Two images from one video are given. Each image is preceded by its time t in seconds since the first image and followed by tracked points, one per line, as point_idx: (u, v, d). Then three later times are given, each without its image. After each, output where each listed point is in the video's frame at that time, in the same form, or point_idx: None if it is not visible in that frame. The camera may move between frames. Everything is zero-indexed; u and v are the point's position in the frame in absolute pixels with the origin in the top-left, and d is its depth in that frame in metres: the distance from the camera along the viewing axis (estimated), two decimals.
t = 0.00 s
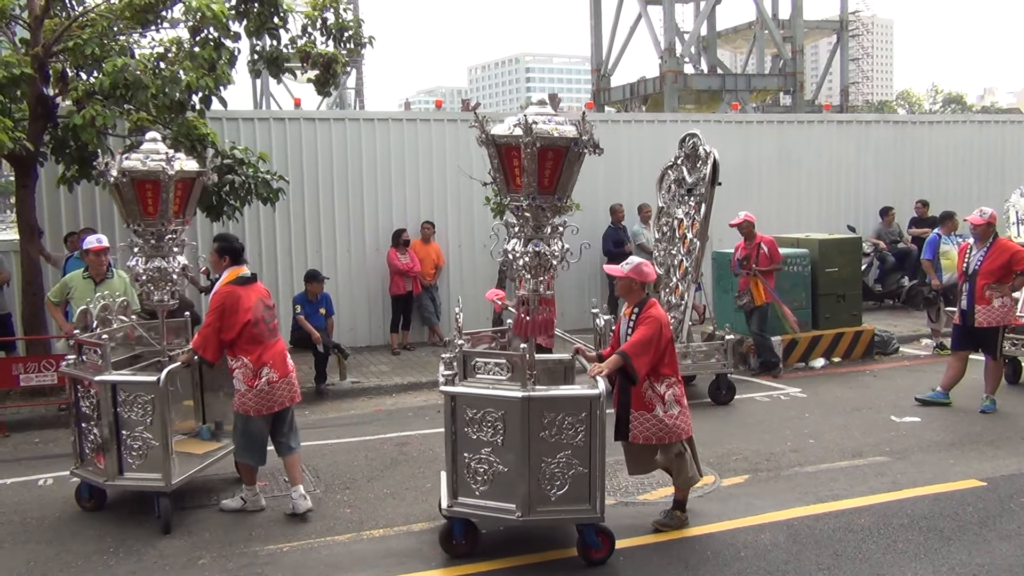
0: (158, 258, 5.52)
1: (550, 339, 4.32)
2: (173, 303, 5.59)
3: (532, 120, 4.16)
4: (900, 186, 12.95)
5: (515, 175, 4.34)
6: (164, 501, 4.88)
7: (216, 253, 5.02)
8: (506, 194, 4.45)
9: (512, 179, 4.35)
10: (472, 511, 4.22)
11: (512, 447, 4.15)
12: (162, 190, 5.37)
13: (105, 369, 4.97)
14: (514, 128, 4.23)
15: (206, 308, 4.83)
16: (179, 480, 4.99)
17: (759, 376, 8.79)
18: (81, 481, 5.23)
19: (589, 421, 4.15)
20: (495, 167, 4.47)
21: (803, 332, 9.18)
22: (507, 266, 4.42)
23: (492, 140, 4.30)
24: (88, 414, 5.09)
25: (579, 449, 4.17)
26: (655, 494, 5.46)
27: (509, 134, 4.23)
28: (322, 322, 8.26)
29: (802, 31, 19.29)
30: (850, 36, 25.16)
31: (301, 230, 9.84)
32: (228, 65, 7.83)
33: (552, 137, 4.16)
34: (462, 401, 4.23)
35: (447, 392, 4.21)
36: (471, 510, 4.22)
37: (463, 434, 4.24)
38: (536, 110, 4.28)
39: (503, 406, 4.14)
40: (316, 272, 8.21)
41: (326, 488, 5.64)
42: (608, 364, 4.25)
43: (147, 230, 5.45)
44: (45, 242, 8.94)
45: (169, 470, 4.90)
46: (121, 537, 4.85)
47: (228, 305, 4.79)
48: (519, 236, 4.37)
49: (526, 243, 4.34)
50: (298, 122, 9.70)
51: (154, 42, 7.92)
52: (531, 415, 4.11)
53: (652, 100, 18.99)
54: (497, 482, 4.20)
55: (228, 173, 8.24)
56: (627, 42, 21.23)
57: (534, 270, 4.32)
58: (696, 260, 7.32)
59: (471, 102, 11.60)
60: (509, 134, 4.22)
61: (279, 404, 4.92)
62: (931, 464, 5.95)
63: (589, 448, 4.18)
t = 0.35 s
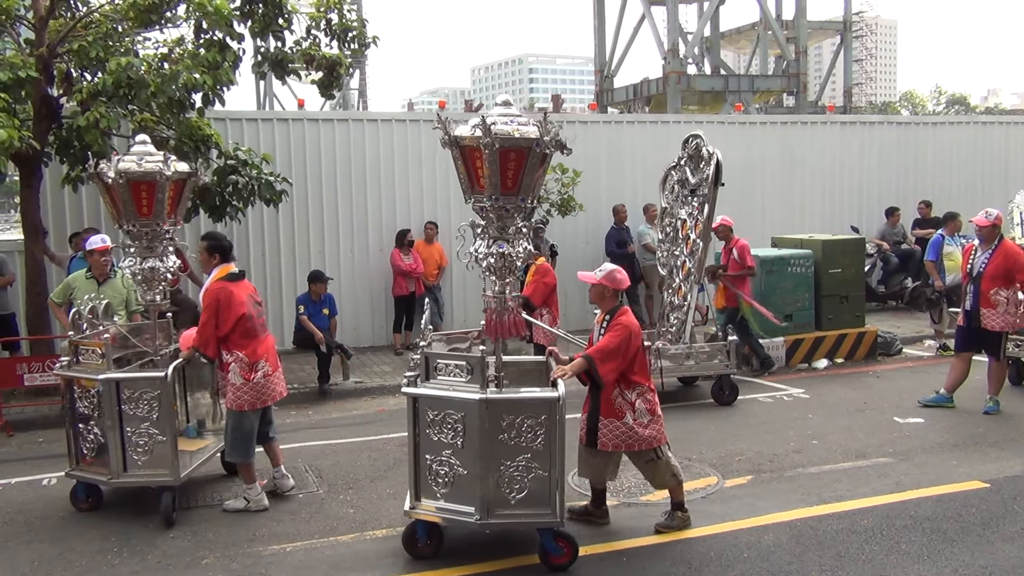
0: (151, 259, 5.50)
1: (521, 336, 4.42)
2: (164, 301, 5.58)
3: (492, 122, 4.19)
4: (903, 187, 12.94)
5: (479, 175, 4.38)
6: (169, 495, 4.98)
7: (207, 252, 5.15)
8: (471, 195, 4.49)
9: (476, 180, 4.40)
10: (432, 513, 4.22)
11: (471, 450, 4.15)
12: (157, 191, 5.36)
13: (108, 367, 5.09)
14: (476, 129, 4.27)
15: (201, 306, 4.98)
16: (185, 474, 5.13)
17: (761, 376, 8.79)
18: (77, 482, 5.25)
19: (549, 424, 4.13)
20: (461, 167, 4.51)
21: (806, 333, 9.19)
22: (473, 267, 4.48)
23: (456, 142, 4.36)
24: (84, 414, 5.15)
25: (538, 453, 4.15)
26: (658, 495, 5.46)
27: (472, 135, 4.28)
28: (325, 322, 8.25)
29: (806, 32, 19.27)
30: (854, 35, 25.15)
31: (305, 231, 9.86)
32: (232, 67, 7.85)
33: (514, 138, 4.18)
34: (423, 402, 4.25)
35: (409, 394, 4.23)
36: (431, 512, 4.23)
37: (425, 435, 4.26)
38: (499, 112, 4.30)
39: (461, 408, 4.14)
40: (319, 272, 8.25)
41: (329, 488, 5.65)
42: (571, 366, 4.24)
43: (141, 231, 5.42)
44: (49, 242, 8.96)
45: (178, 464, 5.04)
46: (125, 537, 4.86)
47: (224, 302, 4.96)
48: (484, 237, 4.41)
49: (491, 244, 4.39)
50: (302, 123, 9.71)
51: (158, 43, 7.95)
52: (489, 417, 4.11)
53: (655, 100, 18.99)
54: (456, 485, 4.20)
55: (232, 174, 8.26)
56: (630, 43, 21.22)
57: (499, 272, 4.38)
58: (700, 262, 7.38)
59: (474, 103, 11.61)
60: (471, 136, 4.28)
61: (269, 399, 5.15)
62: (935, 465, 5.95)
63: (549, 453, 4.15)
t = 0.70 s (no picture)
0: (148, 259, 5.48)
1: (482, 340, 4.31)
2: (158, 303, 5.53)
3: (447, 122, 4.17)
4: (903, 189, 12.94)
5: (435, 177, 4.33)
6: (173, 488, 5.12)
7: (206, 252, 5.16)
8: (428, 197, 4.44)
9: (432, 182, 4.35)
10: (389, 514, 4.23)
11: (428, 451, 4.17)
12: (156, 192, 5.38)
13: (109, 365, 5.14)
14: (430, 130, 4.22)
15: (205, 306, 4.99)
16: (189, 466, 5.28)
17: (760, 379, 8.79)
18: (72, 481, 5.24)
19: (505, 426, 4.15)
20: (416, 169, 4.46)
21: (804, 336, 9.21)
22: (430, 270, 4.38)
23: (411, 142, 4.32)
24: (83, 411, 5.18)
25: (494, 454, 4.17)
26: (656, 497, 5.47)
27: (427, 135, 4.23)
28: (324, 323, 8.26)
29: (805, 34, 19.27)
30: (855, 37, 25.19)
31: (304, 231, 9.87)
32: (232, 67, 7.82)
33: (469, 138, 4.17)
34: (379, 404, 4.25)
35: (365, 395, 4.23)
36: (388, 514, 4.24)
37: (382, 437, 4.27)
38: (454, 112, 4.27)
39: (417, 410, 4.15)
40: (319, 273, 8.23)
41: (328, 489, 5.66)
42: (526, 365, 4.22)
43: (138, 231, 5.42)
44: (50, 242, 8.98)
45: (184, 458, 5.19)
46: (124, 537, 4.86)
47: (229, 302, 5.02)
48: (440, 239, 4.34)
49: (448, 246, 4.31)
50: (302, 123, 9.72)
51: (158, 43, 7.96)
52: (446, 419, 4.12)
53: (655, 102, 19.01)
54: (414, 487, 4.22)
55: (232, 175, 8.27)
56: (630, 44, 21.26)
57: (457, 274, 4.28)
58: (699, 263, 7.42)
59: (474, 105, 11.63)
60: (427, 137, 4.22)
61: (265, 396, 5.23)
62: (933, 467, 5.95)
63: (506, 454, 4.18)
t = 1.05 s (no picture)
0: (136, 259, 5.46)
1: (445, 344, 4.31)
2: (144, 303, 5.51)
3: (400, 123, 4.19)
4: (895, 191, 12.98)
5: (389, 179, 4.31)
6: (169, 486, 5.15)
7: (202, 244, 5.21)
8: (383, 200, 4.40)
9: (386, 184, 4.33)
10: (342, 518, 4.22)
11: (381, 454, 4.18)
12: (146, 193, 5.37)
13: (104, 364, 5.14)
14: (385, 132, 4.25)
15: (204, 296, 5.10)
16: (185, 462, 5.31)
17: (754, 380, 8.81)
18: (62, 482, 5.21)
19: (458, 427, 4.18)
20: (371, 173, 4.44)
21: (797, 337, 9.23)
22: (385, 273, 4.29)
23: (364, 144, 4.31)
24: (75, 410, 5.17)
25: (447, 456, 4.20)
26: (650, 497, 5.48)
27: (380, 137, 4.25)
28: (317, 323, 8.24)
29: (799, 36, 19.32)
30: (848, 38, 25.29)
31: (298, 232, 9.86)
32: (226, 66, 7.85)
33: (423, 140, 4.18)
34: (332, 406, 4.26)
35: (318, 398, 4.22)
36: (340, 517, 4.22)
37: (334, 440, 4.27)
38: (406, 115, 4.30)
39: (370, 412, 4.16)
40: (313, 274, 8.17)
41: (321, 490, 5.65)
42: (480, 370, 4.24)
43: (125, 231, 5.41)
44: (42, 242, 8.95)
45: (182, 455, 5.21)
46: (117, 538, 4.85)
47: (227, 294, 5.15)
48: (394, 242, 4.27)
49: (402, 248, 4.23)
50: (296, 124, 9.72)
51: (152, 43, 7.94)
52: (399, 421, 4.13)
53: (649, 104, 19.05)
54: (367, 489, 4.22)
55: (226, 175, 8.25)
56: (625, 45, 21.31)
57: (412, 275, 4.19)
58: (692, 263, 7.44)
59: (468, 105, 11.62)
60: (381, 138, 4.24)
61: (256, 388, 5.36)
62: (926, 468, 5.97)
63: (458, 455, 4.20)
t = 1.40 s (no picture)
0: (126, 262, 5.45)
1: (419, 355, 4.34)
2: (133, 305, 5.50)
3: (349, 126, 4.19)
4: (885, 193, 13.03)
5: (339, 181, 4.33)
6: (161, 488, 5.14)
7: (203, 241, 5.23)
8: (334, 202, 4.43)
9: (337, 186, 4.35)
10: (296, 522, 4.22)
11: (333, 457, 4.18)
12: (136, 195, 5.35)
13: (94, 367, 5.13)
14: (334, 135, 4.24)
15: (199, 297, 5.09)
16: (176, 465, 5.32)
17: (746, 381, 8.83)
18: (51, 486, 5.18)
19: (411, 430, 4.16)
20: (321, 174, 4.45)
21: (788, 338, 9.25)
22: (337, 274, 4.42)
23: (314, 147, 4.31)
24: (65, 414, 5.14)
25: (400, 459, 4.18)
26: (643, 499, 5.49)
27: (330, 141, 4.24)
28: (309, 326, 8.21)
29: (789, 38, 19.41)
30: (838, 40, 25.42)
31: (289, 234, 9.83)
32: (216, 69, 7.80)
33: (374, 143, 4.20)
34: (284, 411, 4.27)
35: (270, 402, 4.24)
36: (295, 522, 4.23)
37: (288, 444, 4.27)
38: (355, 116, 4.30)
39: (322, 415, 4.18)
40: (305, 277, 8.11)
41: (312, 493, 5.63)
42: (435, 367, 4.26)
43: (115, 234, 5.38)
44: (32, 246, 8.90)
45: (174, 456, 5.22)
46: (107, 542, 4.82)
47: (220, 297, 5.16)
48: (346, 245, 4.36)
49: (354, 250, 4.33)
50: (287, 126, 9.69)
51: (142, 46, 7.91)
52: (350, 424, 4.13)
53: (640, 106, 19.10)
54: (320, 494, 4.22)
55: (216, 177, 8.23)
56: (615, 47, 21.38)
57: (363, 278, 4.32)
58: (684, 265, 7.46)
59: (459, 107, 11.61)
60: (331, 142, 4.23)
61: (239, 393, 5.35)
62: (916, 468, 6.00)
63: (412, 458, 4.18)
